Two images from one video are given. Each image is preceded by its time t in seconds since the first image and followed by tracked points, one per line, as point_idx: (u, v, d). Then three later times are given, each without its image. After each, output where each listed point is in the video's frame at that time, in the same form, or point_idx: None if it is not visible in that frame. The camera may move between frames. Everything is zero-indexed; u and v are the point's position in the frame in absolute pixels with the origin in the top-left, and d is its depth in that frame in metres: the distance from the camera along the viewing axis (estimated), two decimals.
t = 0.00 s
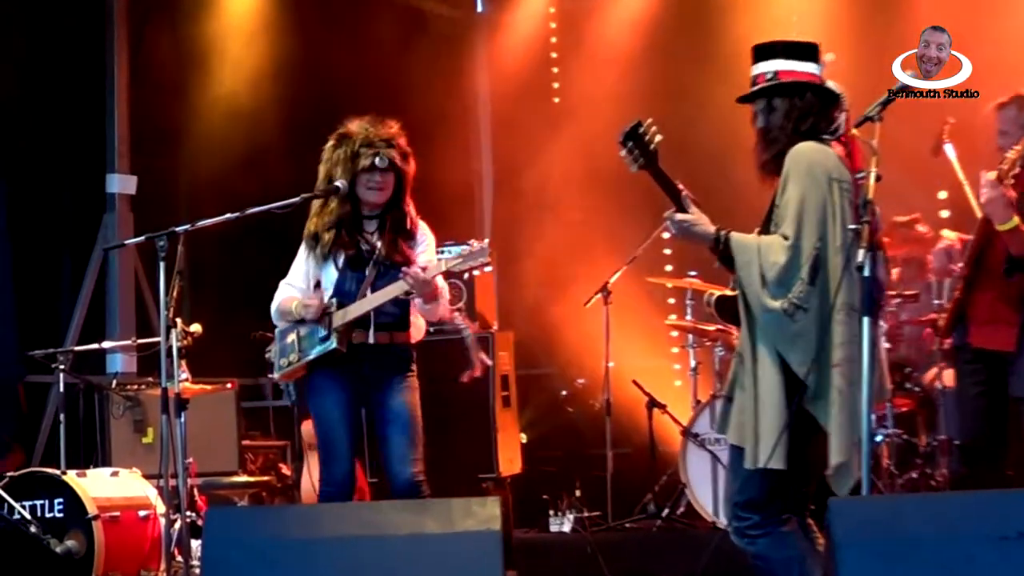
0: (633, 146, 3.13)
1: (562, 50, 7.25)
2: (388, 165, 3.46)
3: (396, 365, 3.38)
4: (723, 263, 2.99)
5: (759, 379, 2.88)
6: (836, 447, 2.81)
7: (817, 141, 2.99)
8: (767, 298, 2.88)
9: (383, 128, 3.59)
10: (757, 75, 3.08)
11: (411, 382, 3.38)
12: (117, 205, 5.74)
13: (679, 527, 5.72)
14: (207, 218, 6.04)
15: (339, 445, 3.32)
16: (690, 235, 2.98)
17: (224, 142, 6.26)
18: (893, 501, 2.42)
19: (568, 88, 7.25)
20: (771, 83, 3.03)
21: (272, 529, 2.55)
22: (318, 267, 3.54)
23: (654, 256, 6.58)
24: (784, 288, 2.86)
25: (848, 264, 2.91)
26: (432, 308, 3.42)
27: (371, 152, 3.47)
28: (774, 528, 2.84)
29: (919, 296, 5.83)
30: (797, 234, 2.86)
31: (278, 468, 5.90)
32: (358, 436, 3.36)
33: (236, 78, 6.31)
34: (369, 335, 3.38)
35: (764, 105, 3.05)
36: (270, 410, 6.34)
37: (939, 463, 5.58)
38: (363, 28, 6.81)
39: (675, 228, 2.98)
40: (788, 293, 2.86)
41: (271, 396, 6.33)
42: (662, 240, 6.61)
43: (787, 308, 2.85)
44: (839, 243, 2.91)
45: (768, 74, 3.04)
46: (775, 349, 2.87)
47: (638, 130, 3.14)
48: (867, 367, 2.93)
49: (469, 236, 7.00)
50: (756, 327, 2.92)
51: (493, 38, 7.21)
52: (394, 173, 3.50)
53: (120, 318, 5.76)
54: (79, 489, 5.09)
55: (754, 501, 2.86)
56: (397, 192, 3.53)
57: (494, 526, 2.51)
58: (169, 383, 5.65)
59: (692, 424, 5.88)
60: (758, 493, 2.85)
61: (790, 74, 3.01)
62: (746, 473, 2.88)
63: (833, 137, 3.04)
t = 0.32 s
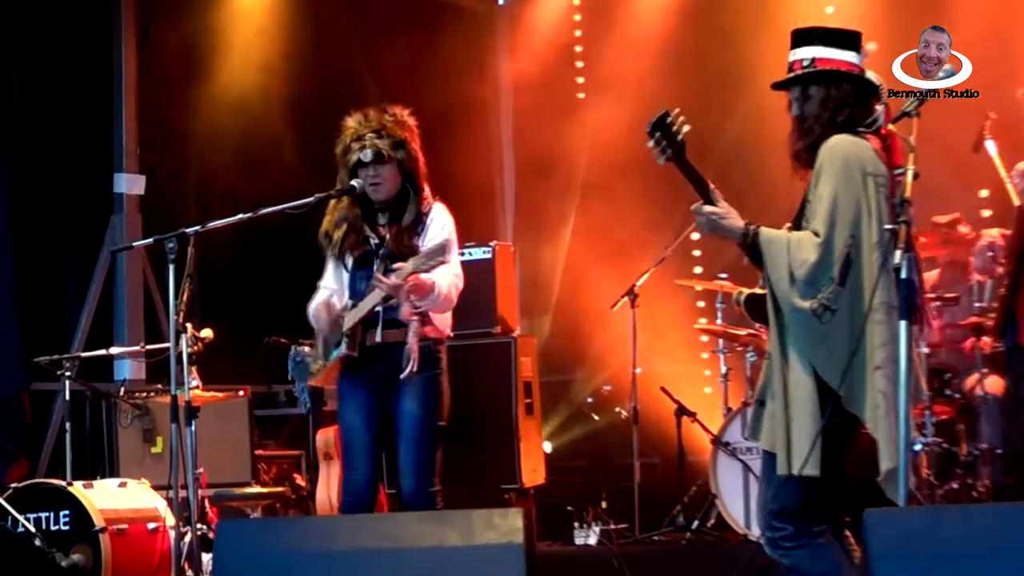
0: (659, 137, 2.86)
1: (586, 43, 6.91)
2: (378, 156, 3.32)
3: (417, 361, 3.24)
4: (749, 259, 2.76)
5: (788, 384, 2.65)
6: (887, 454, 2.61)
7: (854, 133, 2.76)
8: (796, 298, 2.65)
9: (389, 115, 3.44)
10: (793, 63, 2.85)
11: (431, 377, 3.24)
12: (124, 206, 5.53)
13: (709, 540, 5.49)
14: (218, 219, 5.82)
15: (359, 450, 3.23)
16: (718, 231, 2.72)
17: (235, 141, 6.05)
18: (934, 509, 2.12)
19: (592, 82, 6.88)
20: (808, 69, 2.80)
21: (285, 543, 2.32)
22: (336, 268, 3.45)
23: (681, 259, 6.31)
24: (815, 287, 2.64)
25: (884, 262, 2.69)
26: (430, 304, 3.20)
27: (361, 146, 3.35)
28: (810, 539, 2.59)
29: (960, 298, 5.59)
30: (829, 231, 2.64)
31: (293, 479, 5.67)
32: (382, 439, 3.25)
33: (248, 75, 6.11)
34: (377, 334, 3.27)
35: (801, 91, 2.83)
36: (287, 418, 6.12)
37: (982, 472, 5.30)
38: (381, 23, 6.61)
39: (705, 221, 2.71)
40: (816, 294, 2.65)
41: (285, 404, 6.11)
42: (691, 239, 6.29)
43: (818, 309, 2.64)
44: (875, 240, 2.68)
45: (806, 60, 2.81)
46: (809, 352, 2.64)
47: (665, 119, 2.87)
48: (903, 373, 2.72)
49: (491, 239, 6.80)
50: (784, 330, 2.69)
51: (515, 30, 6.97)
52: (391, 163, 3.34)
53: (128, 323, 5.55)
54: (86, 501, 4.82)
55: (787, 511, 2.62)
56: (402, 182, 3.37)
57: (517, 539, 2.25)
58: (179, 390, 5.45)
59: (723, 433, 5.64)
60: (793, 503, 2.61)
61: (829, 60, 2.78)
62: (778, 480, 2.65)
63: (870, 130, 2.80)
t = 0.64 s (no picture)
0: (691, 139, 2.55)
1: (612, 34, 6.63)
2: (373, 157, 3.08)
3: (439, 369, 3.00)
4: (786, 270, 2.44)
5: (825, 401, 2.34)
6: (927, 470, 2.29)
7: (896, 133, 2.43)
8: (835, 310, 2.34)
9: (388, 107, 3.18)
10: (838, 55, 2.53)
11: (463, 383, 3.00)
12: (124, 206, 5.23)
13: (743, 559, 5.15)
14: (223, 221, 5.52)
15: (384, 464, 3.03)
16: (751, 239, 2.42)
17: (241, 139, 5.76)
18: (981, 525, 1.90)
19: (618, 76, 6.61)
20: (856, 61, 2.48)
21: (298, 562, 2.19)
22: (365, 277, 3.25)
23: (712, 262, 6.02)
24: (856, 299, 2.33)
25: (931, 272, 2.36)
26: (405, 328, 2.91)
27: (358, 149, 3.12)
28: (849, 557, 2.26)
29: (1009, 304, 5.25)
30: (872, 237, 2.32)
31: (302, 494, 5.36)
32: (411, 449, 3.04)
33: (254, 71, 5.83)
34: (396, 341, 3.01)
35: (844, 85, 2.50)
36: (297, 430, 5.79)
37: None
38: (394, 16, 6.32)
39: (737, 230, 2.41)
40: (858, 304, 2.33)
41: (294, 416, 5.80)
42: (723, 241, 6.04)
43: (859, 321, 2.32)
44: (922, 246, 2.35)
45: (853, 51, 2.49)
46: (847, 369, 2.33)
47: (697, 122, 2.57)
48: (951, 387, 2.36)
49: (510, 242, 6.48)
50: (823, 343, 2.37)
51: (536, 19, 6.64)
52: (391, 161, 3.09)
53: (128, 330, 5.25)
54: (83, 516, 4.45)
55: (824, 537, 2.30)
56: (409, 179, 3.11)
57: (538, 558, 2.07)
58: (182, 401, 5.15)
59: (756, 446, 5.31)
60: (828, 523, 2.28)
61: (877, 55, 2.48)
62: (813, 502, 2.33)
63: (913, 132, 2.48)
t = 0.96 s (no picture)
0: (728, 137, 2.32)
1: (637, 19, 6.33)
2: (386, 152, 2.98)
3: (439, 375, 2.84)
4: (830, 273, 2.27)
5: (870, 411, 2.17)
6: (967, 483, 2.10)
7: (940, 128, 2.26)
8: (885, 311, 2.16)
9: (403, 101, 3.05)
10: (859, 59, 2.40)
11: (468, 391, 2.83)
12: (121, 203, 4.96)
13: None
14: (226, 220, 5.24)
15: (388, 475, 2.87)
16: (794, 241, 2.23)
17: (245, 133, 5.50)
18: None
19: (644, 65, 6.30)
20: (877, 62, 2.35)
21: None
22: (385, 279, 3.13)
23: (743, 261, 5.75)
24: (904, 302, 2.16)
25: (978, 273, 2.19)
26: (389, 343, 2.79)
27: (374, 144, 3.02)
28: None
29: None
30: (921, 236, 2.15)
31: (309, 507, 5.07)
32: (417, 458, 2.88)
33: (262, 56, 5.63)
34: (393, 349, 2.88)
35: (873, 88, 2.33)
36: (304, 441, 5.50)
37: None
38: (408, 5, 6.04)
39: (779, 229, 2.23)
40: (908, 308, 2.16)
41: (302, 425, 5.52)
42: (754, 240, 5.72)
43: (909, 325, 2.14)
44: (969, 246, 2.19)
45: (874, 52, 2.37)
46: (894, 376, 2.15)
47: (736, 116, 2.33)
48: (999, 396, 2.16)
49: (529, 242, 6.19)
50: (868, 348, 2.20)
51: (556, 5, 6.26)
52: (404, 156, 2.97)
53: (127, 334, 4.98)
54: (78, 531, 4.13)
55: (863, 554, 2.15)
56: (421, 175, 2.98)
57: None
58: (184, 410, 4.88)
59: (790, 457, 5.00)
60: (866, 540, 2.14)
61: (897, 50, 2.36)
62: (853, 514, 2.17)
63: (955, 123, 2.29)
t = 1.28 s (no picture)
0: (765, 115, 2.21)
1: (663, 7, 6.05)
2: (396, 138, 2.74)
3: (441, 385, 2.62)
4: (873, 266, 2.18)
5: (909, 397, 2.09)
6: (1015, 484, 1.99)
7: (982, 112, 2.16)
8: (925, 303, 2.09)
9: (422, 88, 2.82)
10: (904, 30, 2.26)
11: (472, 406, 2.60)
12: (116, 200, 4.71)
13: None
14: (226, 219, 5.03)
15: (386, 493, 2.68)
16: (830, 232, 2.14)
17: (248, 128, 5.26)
18: None
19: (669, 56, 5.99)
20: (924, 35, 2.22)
21: None
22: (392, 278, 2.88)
23: (776, 259, 5.47)
24: (946, 293, 2.08)
25: None
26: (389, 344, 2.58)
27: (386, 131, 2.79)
28: None
29: None
30: (963, 224, 2.06)
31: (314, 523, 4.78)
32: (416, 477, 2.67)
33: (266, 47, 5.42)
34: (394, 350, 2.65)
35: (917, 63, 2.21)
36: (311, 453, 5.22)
37: None
38: None
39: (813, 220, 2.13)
40: (951, 298, 2.08)
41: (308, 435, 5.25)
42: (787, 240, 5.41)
43: (951, 317, 2.06)
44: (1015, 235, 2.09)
45: (920, 25, 2.23)
46: (938, 370, 2.07)
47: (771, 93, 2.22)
48: None
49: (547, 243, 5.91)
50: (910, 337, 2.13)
51: None
52: (414, 145, 2.73)
53: (122, 340, 4.72)
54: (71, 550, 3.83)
55: (908, 559, 2.07)
56: (432, 167, 2.74)
57: None
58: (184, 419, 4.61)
59: (826, 469, 4.69)
60: (913, 548, 2.06)
61: (950, 23, 2.20)
62: (899, 520, 2.10)
63: (1001, 105, 2.21)
